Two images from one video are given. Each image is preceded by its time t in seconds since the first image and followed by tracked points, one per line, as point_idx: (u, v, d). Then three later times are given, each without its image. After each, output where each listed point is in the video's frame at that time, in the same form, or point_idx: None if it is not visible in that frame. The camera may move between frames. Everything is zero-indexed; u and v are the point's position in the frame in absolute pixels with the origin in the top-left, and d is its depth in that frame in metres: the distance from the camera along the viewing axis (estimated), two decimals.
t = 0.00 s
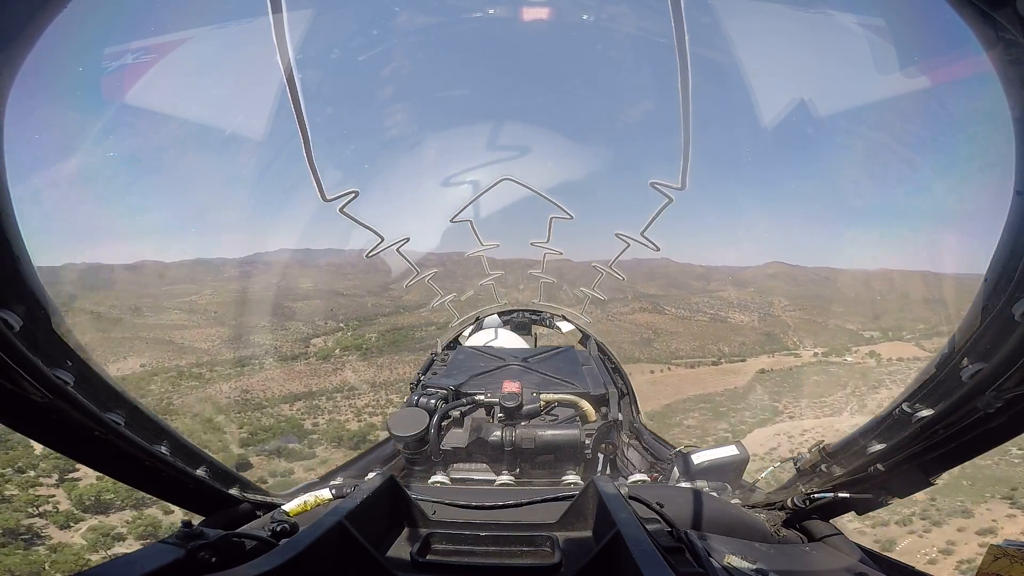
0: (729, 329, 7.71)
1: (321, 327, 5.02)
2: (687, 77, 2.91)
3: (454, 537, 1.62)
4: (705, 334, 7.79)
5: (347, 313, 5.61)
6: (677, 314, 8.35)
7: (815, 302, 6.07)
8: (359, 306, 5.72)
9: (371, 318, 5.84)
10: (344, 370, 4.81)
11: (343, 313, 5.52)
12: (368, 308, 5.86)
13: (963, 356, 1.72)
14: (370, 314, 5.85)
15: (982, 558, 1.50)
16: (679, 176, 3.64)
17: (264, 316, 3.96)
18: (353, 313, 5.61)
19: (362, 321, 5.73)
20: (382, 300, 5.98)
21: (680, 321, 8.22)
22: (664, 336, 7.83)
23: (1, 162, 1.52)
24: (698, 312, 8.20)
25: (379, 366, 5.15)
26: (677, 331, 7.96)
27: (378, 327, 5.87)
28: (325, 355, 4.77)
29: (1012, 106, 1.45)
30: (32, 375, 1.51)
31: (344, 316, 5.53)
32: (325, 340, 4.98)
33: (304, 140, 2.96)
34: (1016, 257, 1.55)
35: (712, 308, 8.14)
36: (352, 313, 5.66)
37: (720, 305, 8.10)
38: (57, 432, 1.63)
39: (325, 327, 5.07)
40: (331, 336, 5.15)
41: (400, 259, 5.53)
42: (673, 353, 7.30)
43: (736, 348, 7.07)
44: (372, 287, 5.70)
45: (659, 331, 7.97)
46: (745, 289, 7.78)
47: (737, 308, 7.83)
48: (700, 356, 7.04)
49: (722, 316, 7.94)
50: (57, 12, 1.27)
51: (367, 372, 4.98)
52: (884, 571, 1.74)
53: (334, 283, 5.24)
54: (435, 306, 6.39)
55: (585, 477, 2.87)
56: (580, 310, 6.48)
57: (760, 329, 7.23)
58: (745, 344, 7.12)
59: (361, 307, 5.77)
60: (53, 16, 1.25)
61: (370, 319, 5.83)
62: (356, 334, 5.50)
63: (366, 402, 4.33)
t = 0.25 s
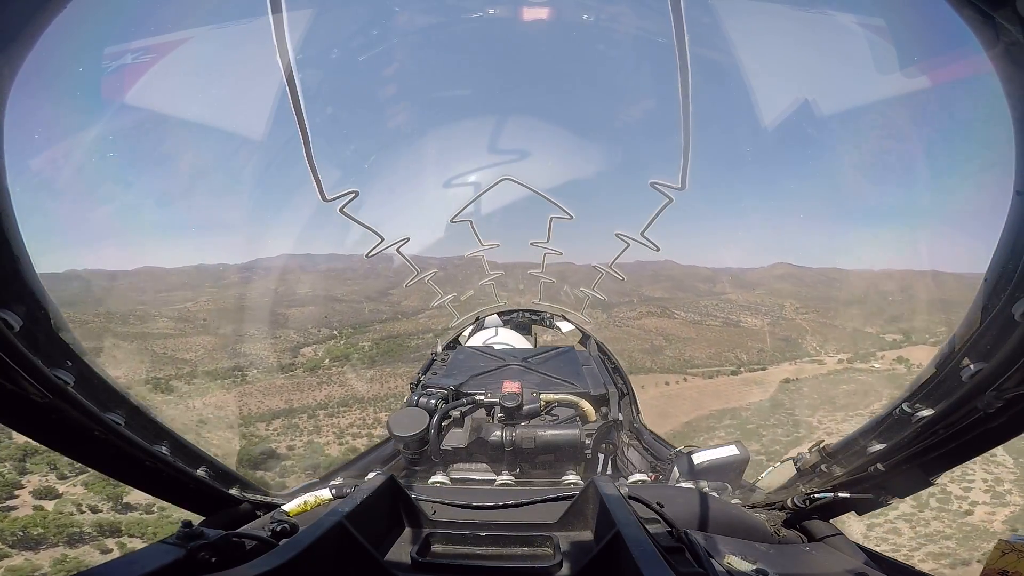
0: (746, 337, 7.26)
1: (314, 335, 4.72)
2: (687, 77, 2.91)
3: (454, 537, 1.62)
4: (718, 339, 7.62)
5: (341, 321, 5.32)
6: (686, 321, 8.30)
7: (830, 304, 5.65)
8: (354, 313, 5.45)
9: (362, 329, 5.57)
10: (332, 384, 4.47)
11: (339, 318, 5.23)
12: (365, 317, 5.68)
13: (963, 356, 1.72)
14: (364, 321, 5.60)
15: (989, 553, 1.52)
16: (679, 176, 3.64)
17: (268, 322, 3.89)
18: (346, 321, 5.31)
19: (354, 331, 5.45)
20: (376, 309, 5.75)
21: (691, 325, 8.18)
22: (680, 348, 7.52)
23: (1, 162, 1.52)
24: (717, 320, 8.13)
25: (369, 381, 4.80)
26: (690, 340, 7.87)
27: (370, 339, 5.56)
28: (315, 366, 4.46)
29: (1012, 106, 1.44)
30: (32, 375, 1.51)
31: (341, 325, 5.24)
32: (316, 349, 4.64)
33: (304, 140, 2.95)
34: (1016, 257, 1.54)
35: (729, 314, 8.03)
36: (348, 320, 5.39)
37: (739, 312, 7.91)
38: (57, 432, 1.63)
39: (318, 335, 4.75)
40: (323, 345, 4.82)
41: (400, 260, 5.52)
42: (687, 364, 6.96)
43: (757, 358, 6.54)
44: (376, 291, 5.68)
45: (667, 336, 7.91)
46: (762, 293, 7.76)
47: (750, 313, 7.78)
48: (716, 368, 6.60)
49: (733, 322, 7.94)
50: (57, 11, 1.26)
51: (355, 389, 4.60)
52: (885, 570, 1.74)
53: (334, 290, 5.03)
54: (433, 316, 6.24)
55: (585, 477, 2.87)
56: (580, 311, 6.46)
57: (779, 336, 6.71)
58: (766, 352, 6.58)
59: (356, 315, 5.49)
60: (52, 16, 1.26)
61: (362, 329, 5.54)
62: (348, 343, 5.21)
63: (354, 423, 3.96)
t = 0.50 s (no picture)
0: (766, 340, 7.15)
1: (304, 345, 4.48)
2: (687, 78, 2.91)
3: (454, 537, 1.62)
4: (733, 342, 7.60)
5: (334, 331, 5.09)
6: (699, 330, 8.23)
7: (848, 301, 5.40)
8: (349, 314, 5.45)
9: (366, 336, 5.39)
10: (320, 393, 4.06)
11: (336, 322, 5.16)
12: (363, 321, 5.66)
13: (963, 356, 1.71)
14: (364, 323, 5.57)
15: (982, 557, 1.50)
16: (679, 176, 3.64)
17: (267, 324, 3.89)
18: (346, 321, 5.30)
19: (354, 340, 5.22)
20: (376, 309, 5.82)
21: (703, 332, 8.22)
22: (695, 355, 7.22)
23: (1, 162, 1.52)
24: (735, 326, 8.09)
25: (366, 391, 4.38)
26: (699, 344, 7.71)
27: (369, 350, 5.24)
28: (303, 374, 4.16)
29: (1012, 106, 1.45)
30: (33, 375, 1.51)
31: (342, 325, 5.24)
32: (304, 358, 4.36)
33: (304, 140, 2.95)
34: (1016, 257, 1.54)
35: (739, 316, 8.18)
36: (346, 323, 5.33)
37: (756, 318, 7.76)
38: (57, 432, 1.63)
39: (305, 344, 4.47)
40: (313, 353, 4.50)
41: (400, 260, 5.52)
42: (703, 369, 6.52)
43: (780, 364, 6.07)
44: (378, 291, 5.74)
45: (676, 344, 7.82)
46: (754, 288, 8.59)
47: (767, 313, 7.84)
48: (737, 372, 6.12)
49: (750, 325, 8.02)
50: (58, 11, 1.27)
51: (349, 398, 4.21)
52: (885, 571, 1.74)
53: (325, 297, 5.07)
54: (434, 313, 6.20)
55: (585, 477, 2.87)
56: (580, 311, 6.46)
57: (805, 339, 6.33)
58: (789, 355, 6.20)
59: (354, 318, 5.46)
60: (53, 16, 1.26)
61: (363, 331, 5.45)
62: (343, 349, 4.93)
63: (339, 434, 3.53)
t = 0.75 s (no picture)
0: (790, 336, 7.36)
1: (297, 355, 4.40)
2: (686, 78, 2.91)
3: (454, 538, 1.62)
4: (757, 338, 7.98)
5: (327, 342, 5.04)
6: (725, 338, 8.50)
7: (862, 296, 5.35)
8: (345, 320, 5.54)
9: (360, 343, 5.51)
10: (311, 410, 3.95)
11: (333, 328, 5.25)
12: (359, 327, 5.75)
13: (964, 356, 1.71)
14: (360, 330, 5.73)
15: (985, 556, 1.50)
16: (679, 176, 3.64)
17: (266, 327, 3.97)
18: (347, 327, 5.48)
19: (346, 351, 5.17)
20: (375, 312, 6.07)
21: (725, 334, 8.67)
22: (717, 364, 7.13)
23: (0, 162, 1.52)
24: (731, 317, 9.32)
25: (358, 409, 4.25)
26: (718, 350, 7.98)
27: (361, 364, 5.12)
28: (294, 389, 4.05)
29: (1012, 106, 1.44)
30: (32, 375, 1.51)
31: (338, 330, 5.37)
32: (296, 370, 4.26)
33: (304, 140, 2.95)
34: (1016, 257, 1.54)
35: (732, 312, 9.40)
36: (341, 330, 5.42)
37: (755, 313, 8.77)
38: (57, 432, 1.63)
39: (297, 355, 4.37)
40: (305, 364, 4.46)
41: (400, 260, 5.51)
42: (727, 376, 6.37)
43: (808, 361, 5.84)
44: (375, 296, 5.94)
45: (696, 356, 7.84)
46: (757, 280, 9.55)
47: (782, 306, 8.31)
48: (763, 375, 5.92)
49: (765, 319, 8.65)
50: (57, 11, 1.26)
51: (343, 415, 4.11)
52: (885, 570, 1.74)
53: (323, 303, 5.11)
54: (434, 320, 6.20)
55: (585, 477, 2.87)
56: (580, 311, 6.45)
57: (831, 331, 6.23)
58: (811, 352, 6.22)
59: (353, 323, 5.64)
60: (52, 16, 1.25)
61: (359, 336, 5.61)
62: (337, 360, 4.89)
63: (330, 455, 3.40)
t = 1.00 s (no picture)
0: (805, 328, 7.40)
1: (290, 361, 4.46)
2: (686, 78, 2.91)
3: (454, 538, 1.62)
4: (776, 334, 8.02)
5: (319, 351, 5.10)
6: (746, 338, 8.28)
7: (867, 295, 5.35)
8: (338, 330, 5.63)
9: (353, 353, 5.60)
10: (303, 424, 3.97)
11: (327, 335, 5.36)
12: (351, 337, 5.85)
13: (964, 355, 1.71)
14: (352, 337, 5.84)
15: (996, 550, 1.51)
16: (678, 176, 3.64)
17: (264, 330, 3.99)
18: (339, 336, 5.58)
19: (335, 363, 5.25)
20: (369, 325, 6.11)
21: (745, 335, 8.49)
22: (738, 365, 6.85)
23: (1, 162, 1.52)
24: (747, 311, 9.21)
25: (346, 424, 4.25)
26: (734, 347, 7.84)
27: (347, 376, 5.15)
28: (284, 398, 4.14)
29: (1012, 106, 1.45)
30: (32, 375, 1.51)
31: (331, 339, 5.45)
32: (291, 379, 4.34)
33: (304, 140, 2.95)
34: (1016, 257, 1.54)
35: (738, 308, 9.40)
36: (333, 340, 5.51)
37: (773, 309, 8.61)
38: (57, 432, 1.63)
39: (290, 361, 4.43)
40: (293, 374, 4.52)
41: (401, 261, 5.48)
42: (751, 377, 6.25)
43: (832, 357, 5.57)
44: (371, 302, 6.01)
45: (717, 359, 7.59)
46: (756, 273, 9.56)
47: (792, 299, 8.30)
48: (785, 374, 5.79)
49: (778, 312, 8.62)
50: (58, 11, 1.26)
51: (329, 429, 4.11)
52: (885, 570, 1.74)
53: (322, 306, 5.15)
54: (432, 324, 6.21)
55: (585, 477, 2.87)
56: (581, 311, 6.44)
57: (847, 323, 6.07)
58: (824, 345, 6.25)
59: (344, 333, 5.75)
60: (52, 17, 1.25)
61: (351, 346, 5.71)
62: (326, 370, 5.02)
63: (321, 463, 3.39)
